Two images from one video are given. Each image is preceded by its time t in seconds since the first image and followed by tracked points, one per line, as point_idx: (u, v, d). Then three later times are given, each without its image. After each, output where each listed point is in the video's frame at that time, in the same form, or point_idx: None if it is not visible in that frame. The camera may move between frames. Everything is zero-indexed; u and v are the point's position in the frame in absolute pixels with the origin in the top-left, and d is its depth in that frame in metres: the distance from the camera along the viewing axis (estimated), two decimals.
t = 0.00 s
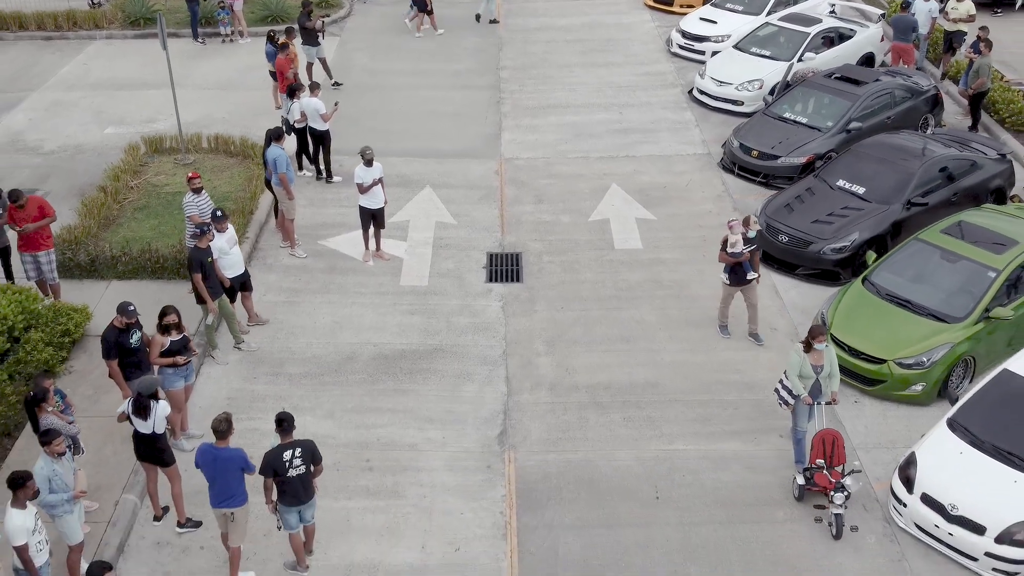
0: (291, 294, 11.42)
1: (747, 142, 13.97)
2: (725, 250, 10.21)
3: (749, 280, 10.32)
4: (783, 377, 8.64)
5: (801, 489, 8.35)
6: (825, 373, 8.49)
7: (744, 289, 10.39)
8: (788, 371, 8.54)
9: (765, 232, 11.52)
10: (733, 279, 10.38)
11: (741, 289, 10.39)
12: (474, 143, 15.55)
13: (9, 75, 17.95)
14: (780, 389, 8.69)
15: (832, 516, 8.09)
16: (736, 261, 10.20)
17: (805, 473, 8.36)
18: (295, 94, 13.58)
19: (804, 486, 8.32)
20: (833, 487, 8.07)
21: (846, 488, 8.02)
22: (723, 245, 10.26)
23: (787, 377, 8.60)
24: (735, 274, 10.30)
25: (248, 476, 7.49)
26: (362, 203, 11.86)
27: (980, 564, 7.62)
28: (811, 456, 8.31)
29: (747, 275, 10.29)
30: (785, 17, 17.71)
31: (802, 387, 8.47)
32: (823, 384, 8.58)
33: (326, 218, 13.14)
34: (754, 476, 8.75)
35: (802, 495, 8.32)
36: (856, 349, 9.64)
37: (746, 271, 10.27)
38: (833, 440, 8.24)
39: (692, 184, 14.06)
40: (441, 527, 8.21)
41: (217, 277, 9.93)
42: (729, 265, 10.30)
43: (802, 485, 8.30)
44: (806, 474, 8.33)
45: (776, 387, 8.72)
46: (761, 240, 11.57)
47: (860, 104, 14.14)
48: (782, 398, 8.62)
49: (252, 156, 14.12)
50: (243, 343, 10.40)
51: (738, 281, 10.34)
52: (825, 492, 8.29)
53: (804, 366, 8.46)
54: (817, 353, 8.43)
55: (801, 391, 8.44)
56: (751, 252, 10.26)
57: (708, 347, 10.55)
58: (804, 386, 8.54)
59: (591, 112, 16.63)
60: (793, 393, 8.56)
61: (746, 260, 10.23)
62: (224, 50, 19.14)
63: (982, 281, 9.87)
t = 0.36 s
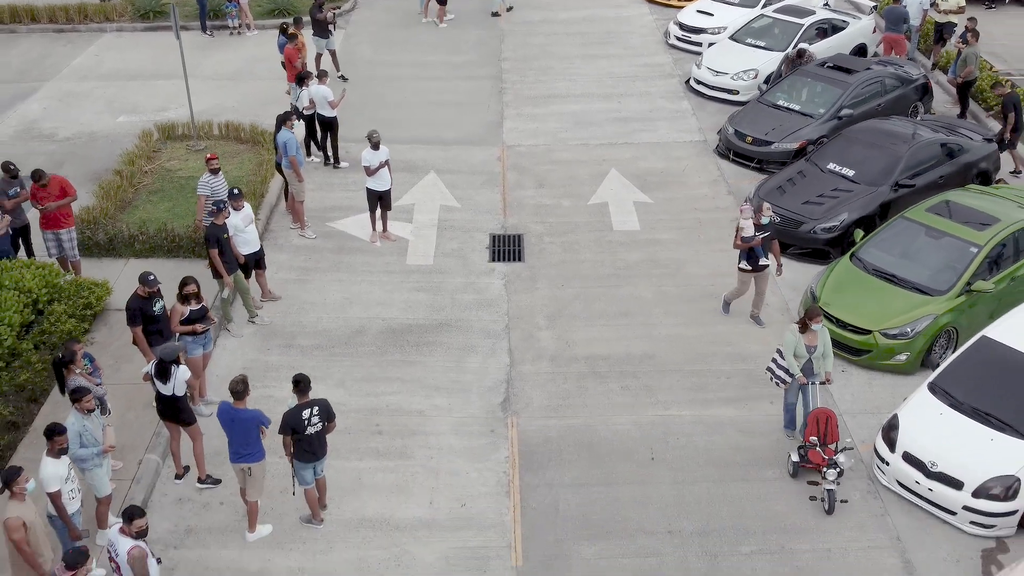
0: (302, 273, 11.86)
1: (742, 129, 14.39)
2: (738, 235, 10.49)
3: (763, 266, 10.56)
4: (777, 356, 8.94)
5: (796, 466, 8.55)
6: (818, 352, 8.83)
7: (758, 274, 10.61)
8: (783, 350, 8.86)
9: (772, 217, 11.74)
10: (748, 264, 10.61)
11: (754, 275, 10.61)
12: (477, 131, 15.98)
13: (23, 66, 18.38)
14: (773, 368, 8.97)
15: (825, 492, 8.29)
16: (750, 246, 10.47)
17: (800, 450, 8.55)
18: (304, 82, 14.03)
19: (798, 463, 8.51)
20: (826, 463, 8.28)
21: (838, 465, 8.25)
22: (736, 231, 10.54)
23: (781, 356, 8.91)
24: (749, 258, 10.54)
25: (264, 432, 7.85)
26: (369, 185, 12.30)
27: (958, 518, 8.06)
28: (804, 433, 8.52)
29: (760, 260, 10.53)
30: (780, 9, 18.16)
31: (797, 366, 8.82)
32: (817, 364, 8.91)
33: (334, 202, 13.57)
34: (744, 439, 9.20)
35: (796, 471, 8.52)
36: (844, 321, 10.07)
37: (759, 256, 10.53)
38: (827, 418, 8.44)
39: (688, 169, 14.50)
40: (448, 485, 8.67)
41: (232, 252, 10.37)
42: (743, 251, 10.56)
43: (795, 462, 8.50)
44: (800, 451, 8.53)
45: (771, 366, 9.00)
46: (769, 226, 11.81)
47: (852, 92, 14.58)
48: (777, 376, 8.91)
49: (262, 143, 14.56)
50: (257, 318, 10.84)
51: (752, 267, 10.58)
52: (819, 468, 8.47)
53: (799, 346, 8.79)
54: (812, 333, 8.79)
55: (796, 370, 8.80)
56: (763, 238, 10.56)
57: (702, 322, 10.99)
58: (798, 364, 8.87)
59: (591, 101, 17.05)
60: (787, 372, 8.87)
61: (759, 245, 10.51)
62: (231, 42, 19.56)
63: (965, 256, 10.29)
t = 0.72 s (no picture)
0: (312, 253, 12.29)
1: (737, 117, 14.81)
2: (744, 225, 10.76)
3: (766, 255, 10.88)
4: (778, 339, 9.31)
5: (791, 445, 8.80)
6: (817, 336, 9.13)
7: (761, 263, 10.92)
8: (782, 333, 9.21)
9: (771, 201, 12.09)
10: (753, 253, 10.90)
11: (758, 264, 10.91)
12: (480, 120, 16.40)
13: (36, 58, 18.80)
14: (775, 349, 9.36)
15: (818, 470, 8.53)
16: (757, 235, 10.74)
17: (795, 430, 8.80)
18: (311, 71, 14.43)
19: (793, 443, 8.76)
20: (819, 443, 8.47)
21: (831, 444, 8.43)
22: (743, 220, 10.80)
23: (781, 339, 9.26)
24: (754, 248, 10.83)
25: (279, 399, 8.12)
26: (376, 169, 12.71)
27: (940, 478, 8.46)
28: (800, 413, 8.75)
29: (764, 249, 10.83)
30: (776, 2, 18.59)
31: (794, 349, 9.14)
32: (816, 347, 9.20)
33: (342, 187, 14.00)
34: (737, 406, 9.63)
35: (791, 451, 8.77)
36: (833, 296, 10.49)
37: (764, 245, 10.83)
38: (821, 399, 8.68)
39: (685, 156, 14.92)
40: (454, 449, 9.11)
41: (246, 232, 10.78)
42: (748, 240, 10.81)
43: (790, 442, 8.75)
44: (795, 431, 8.77)
45: (772, 348, 9.42)
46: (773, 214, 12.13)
47: (844, 81, 15.02)
48: (775, 357, 9.34)
49: (271, 130, 14.98)
50: (270, 294, 11.27)
51: (756, 256, 10.87)
52: (813, 447, 8.72)
53: (797, 329, 9.11)
54: (811, 317, 9.11)
55: (792, 353, 9.13)
56: (768, 228, 10.84)
57: (698, 299, 11.42)
58: (797, 348, 9.20)
59: (591, 91, 17.48)
60: (786, 354, 9.22)
61: (764, 235, 10.79)
62: (239, 35, 19.98)
63: (950, 235, 10.71)
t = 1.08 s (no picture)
0: (321, 235, 12.72)
1: (733, 105, 15.23)
2: (747, 214, 10.94)
3: (768, 243, 11.06)
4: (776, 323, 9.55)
5: (785, 425, 9.08)
6: (814, 318, 9.41)
7: (764, 250, 11.10)
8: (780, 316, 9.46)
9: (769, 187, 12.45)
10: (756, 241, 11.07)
11: (761, 252, 11.08)
12: (482, 109, 16.83)
13: (48, 50, 19.24)
14: (774, 334, 9.57)
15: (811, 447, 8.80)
16: (759, 223, 10.93)
17: (789, 409, 9.07)
18: (319, 60, 14.86)
19: (788, 422, 9.05)
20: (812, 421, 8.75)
21: (824, 423, 8.72)
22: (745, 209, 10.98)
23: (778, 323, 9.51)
24: (757, 236, 11.01)
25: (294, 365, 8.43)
26: (382, 154, 13.14)
27: (922, 441, 8.89)
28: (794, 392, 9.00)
29: (767, 236, 11.02)
30: None
31: (791, 331, 9.38)
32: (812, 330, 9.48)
33: (349, 173, 14.43)
34: (730, 377, 10.07)
35: (785, 430, 9.05)
36: (823, 273, 10.93)
37: (767, 233, 11.02)
38: (815, 378, 8.91)
39: (682, 143, 15.36)
40: (460, 416, 9.55)
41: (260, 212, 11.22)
42: (752, 228, 10.99)
43: (785, 420, 9.03)
44: (790, 410, 9.04)
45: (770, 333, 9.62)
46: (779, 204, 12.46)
47: (837, 70, 15.46)
48: (774, 340, 9.50)
49: (279, 119, 15.41)
50: (281, 274, 11.71)
51: (760, 243, 11.04)
52: (807, 426, 8.99)
53: (795, 312, 9.39)
54: (808, 301, 9.39)
55: (790, 335, 9.35)
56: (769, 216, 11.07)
57: (694, 278, 11.86)
58: (795, 331, 9.43)
59: (591, 82, 17.91)
60: (783, 337, 9.45)
61: (767, 222, 11.00)
62: (247, 28, 20.41)
63: (936, 214, 11.16)
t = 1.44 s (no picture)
0: (330, 218, 13.16)
1: (729, 94, 15.65)
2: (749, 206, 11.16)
3: (771, 234, 11.28)
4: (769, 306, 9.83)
5: (779, 404, 9.32)
6: (806, 302, 9.66)
7: (767, 242, 11.31)
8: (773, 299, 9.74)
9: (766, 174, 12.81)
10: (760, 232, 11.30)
11: (765, 243, 11.30)
12: (485, 99, 17.25)
13: (60, 42, 19.66)
14: (767, 316, 9.86)
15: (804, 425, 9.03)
16: (761, 216, 11.13)
17: (784, 389, 9.28)
18: (326, 50, 15.27)
19: (782, 401, 9.27)
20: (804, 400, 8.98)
21: (815, 402, 8.95)
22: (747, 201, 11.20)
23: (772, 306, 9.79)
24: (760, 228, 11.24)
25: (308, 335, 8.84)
26: (388, 139, 13.55)
27: (906, 406, 9.32)
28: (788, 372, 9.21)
29: (770, 228, 11.21)
30: None
31: (784, 314, 9.66)
32: (806, 313, 9.72)
33: (356, 160, 14.85)
34: (724, 349, 10.50)
35: (780, 409, 9.29)
36: (814, 251, 11.37)
37: (770, 225, 11.21)
38: (808, 359, 9.10)
39: (680, 131, 15.79)
40: (466, 385, 9.99)
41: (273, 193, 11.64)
42: (755, 220, 11.21)
43: (779, 399, 9.26)
44: (784, 390, 9.25)
45: (763, 315, 9.90)
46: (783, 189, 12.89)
47: (830, 60, 15.90)
48: (767, 323, 9.81)
49: (287, 107, 15.84)
50: (292, 253, 12.17)
51: (762, 235, 11.26)
52: (800, 405, 9.20)
53: (787, 296, 9.66)
54: (801, 285, 9.63)
55: (781, 317, 9.67)
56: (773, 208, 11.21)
57: (690, 257, 12.28)
58: (787, 313, 9.70)
59: (591, 72, 18.33)
60: (776, 320, 9.75)
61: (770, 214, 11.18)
62: (253, 21, 20.82)
63: (922, 195, 11.61)
